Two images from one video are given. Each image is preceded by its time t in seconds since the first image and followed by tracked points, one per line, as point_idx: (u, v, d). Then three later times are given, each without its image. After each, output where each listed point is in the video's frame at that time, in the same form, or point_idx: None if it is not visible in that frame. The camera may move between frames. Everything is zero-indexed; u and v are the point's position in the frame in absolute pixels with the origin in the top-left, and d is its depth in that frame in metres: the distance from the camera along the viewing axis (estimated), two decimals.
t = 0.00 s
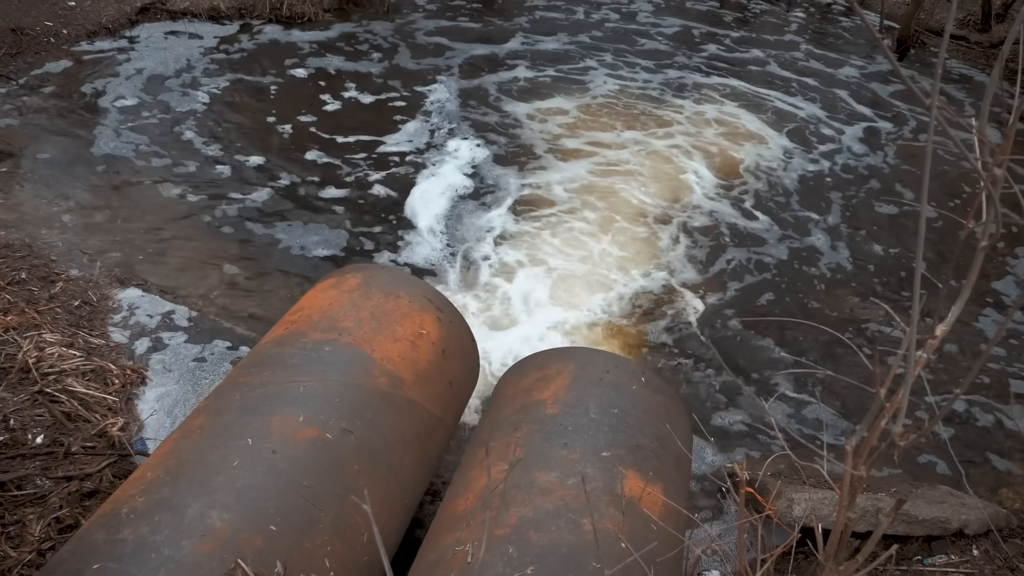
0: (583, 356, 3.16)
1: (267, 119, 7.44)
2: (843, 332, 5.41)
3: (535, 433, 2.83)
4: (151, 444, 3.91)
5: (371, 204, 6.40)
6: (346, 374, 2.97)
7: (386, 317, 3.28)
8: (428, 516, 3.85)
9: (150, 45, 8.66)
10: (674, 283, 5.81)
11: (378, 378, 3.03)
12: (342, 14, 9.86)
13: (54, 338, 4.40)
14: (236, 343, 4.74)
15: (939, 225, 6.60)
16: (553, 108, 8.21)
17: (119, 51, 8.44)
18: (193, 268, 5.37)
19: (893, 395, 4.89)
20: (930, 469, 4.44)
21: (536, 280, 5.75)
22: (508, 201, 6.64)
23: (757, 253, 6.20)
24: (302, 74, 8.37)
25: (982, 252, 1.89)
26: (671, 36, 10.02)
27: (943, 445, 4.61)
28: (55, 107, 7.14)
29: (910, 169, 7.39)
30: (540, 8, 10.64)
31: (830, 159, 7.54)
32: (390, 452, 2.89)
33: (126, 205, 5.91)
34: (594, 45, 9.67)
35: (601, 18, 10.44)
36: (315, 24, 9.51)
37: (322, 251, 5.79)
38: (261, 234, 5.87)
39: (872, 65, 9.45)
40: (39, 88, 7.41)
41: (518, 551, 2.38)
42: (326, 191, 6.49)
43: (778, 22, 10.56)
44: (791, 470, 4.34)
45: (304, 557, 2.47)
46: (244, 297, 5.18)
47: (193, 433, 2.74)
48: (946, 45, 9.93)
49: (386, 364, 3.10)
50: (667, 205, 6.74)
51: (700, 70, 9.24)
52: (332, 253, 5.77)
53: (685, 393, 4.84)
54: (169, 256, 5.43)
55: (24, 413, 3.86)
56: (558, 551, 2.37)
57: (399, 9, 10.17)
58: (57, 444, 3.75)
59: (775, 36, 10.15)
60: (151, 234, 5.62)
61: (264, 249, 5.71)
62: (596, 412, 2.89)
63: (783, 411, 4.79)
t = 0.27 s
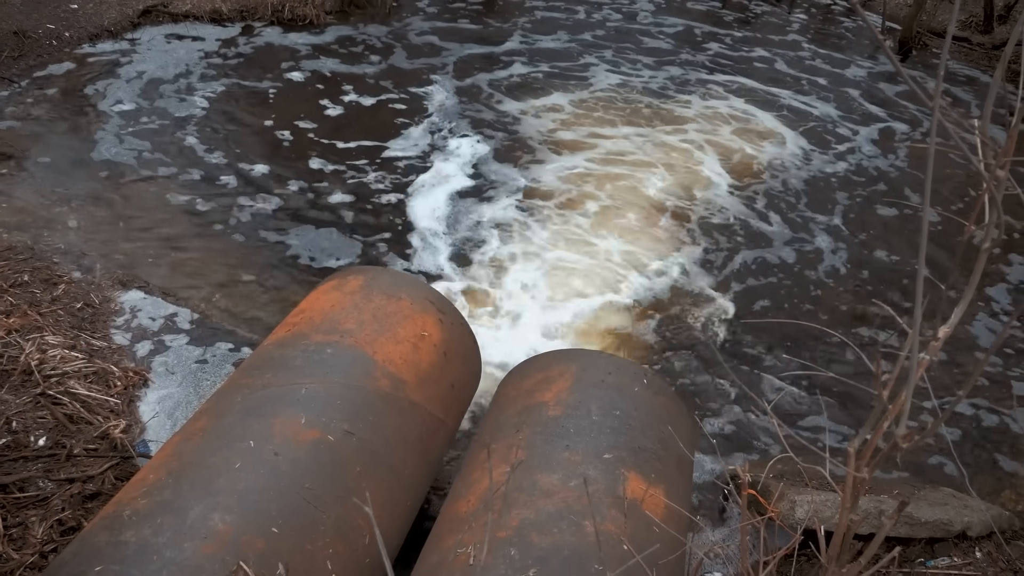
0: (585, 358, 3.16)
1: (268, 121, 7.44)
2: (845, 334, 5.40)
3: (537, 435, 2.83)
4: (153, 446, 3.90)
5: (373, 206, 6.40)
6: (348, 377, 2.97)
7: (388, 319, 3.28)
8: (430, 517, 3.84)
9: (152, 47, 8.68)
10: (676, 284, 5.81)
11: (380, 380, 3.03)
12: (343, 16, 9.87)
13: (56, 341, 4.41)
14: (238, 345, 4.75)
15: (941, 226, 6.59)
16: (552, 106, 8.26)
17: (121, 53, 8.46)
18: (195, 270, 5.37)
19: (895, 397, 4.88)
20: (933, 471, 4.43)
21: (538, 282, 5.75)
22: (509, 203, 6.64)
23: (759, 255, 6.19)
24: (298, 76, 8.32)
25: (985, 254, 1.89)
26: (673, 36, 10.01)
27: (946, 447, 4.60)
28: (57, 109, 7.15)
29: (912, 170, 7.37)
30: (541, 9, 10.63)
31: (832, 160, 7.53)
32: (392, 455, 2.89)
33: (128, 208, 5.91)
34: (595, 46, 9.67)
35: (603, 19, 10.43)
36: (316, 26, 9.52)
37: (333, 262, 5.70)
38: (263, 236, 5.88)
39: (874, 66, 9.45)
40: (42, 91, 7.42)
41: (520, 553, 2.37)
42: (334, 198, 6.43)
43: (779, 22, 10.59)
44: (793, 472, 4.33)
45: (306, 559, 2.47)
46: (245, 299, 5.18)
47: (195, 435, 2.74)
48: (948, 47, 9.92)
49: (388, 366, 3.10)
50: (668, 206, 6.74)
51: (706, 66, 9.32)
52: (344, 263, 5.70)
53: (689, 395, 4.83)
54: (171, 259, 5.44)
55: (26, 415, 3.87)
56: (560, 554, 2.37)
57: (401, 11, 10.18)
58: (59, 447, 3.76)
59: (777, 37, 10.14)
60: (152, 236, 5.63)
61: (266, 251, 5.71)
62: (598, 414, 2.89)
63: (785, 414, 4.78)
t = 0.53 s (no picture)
0: (587, 359, 3.16)
1: (270, 122, 7.45)
2: (849, 336, 5.40)
3: (540, 437, 2.82)
4: (155, 447, 3.90)
5: (375, 207, 6.40)
6: (350, 378, 2.97)
7: (390, 320, 3.28)
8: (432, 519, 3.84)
9: (154, 49, 8.69)
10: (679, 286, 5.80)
11: (382, 381, 3.03)
12: (346, 17, 9.88)
13: (59, 342, 4.41)
14: (241, 346, 4.75)
15: (945, 227, 6.58)
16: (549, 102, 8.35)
17: (123, 55, 8.47)
18: (197, 271, 5.37)
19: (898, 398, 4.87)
20: (936, 473, 4.42)
21: (540, 283, 5.75)
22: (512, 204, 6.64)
23: (762, 256, 6.19)
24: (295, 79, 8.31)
25: (988, 255, 1.88)
26: (676, 37, 10.01)
27: (950, 449, 4.59)
28: (59, 111, 7.16)
29: (915, 171, 7.36)
30: (543, 10, 10.64)
31: (834, 161, 7.52)
32: (395, 456, 2.89)
33: (131, 209, 5.92)
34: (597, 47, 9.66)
35: (605, 20, 10.43)
36: (318, 27, 9.53)
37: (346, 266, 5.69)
38: (265, 238, 5.88)
39: (877, 67, 9.43)
40: (44, 93, 7.43)
41: (522, 555, 2.37)
42: (340, 205, 6.39)
43: (781, 22, 10.60)
44: (796, 473, 4.32)
45: (308, 560, 2.47)
46: (248, 300, 5.18)
47: (198, 436, 2.74)
48: (950, 48, 9.91)
49: (390, 367, 3.10)
50: (670, 207, 6.73)
51: (711, 62, 9.43)
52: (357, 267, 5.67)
53: (690, 395, 4.84)
54: (173, 260, 5.44)
55: (29, 417, 3.87)
56: (563, 555, 2.36)
57: (403, 13, 10.18)
58: (62, 448, 3.76)
59: (780, 38, 10.13)
60: (154, 238, 5.63)
61: (268, 253, 5.72)
62: (601, 416, 2.88)
63: (788, 415, 4.77)
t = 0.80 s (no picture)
0: (589, 359, 3.16)
1: (272, 122, 7.45)
2: (851, 336, 5.39)
3: (541, 437, 2.83)
4: (157, 447, 3.91)
5: (377, 208, 6.40)
6: (352, 378, 2.97)
7: (392, 320, 3.28)
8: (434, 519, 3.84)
9: (155, 49, 8.70)
10: (682, 286, 5.80)
11: (384, 381, 3.03)
12: (347, 18, 9.88)
13: (60, 342, 4.42)
14: (243, 346, 4.76)
15: (947, 227, 6.58)
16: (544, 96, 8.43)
17: (125, 56, 8.48)
18: (199, 272, 5.38)
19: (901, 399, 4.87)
20: (938, 473, 4.42)
21: (543, 283, 5.74)
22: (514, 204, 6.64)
23: (763, 256, 6.18)
24: (292, 82, 8.26)
25: (991, 255, 1.88)
26: (677, 37, 10.01)
27: (951, 449, 4.59)
28: (61, 112, 7.16)
29: (917, 171, 7.36)
30: (545, 10, 10.64)
31: (836, 161, 7.52)
32: (397, 456, 2.89)
33: (132, 209, 5.93)
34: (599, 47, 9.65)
35: (607, 19, 10.43)
36: (319, 28, 9.54)
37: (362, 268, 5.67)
38: (266, 238, 5.88)
39: (879, 67, 9.43)
40: (46, 93, 7.44)
41: (524, 555, 2.37)
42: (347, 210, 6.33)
43: (783, 22, 10.60)
44: (797, 473, 4.32)
45: (310, 560, 2.47)
46: (249, 301, 5.18)
47: (200, 436, 2.74)
48: (952, 48, 9.91)
49: (391, 367, 3.10)
50: (672, 207, 6.73)
51: (712, 62, 9.43)
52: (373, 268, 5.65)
53: (691, 395, 4.84)
54: (175, 260, 5.44)
55: (31, 417, 3.88)
56: (565, 555, 2.36)
57: (404, 13, 10.19)
58: (64, 448, 3.76)
59: (781, 38, 10.13)
60: (156, 238, 5.64)
61: (270, 253, 5.72)
62: (602, 415, 2.88)
63: (790, 415, 4.77)
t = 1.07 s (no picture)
0: (591, 358, 3.16)
1: (273, 121, 7.45)
2: (853, 336, 5.39)
3: (543, 436, 2.82)
4: (159, 446, 3.91)
5: (379, 207, 6.39)
6: (354, 377, 2.97)
7: (393, 319, 3.27)
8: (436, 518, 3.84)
9: (157, 48, 8.69)
10: (684, 285, 5.79)
11: (387, 380, 3.03)
12: (348, 16, 9.87)
13: (63, 341, 4.42)
14: (244, 345, 4.76)
15: (950, 227, 6.56)
16: (538, 89, 8.49)
17: (126, 54, 8.48)
18: (200, 270, 5.38)
19: (903, 399, 4.86)
20: (940, 472, 4.41)
21: (546, 282, 5.74)
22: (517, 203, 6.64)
23: (765, 255, 6.18)
24: (290, 82, 8.23)
25: (995, 255, 1.87)
26: (679, 36, 10.00)
27: (954, 449, 4.58)
28: (62, 110, 7.16)
29: (919, 170, 7.35)
30: (547, 8, 10.63)
31: (838, 160, 7.50)
32: (398, 455, 2.89)
33: (134, 208, 5.93)
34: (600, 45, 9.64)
35: (609, 18, 10.42)
36: (321, 26, 9.53)
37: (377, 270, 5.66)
38: (268, 237, 5.88)
39: (882, 66, 9.41)
40: (48, 92, 7.44)
41: (526, 554, 2.37)
42: (355, 212, 6.29)
43: (785, 20, 10.58)
44: (799, 473, 4.32)
45: (313, 559, 2.47)
46: (251, 300, 5.18)
47: (202, 435, 2.74)
48: (954, 47, 9.88)
49: (394, 366, 3.10)
50: (674, 206, 6.72)
51: (714, 61, 9.41)
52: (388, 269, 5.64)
53: (692, 395, 4.83)
54: (177, 259, 5.44)
55: (33, 415, 3.88)
56: (567, 554, 2.36)
57: (405, 12, 10.18)
58: (66, 446, 3.76)
59: (783, 36, 10.11)
60: (158, 237, 5.64)
61: (272, 251, 5.72)
62: (604, 415, 2.88)
63: (792, 415, 4.76)
